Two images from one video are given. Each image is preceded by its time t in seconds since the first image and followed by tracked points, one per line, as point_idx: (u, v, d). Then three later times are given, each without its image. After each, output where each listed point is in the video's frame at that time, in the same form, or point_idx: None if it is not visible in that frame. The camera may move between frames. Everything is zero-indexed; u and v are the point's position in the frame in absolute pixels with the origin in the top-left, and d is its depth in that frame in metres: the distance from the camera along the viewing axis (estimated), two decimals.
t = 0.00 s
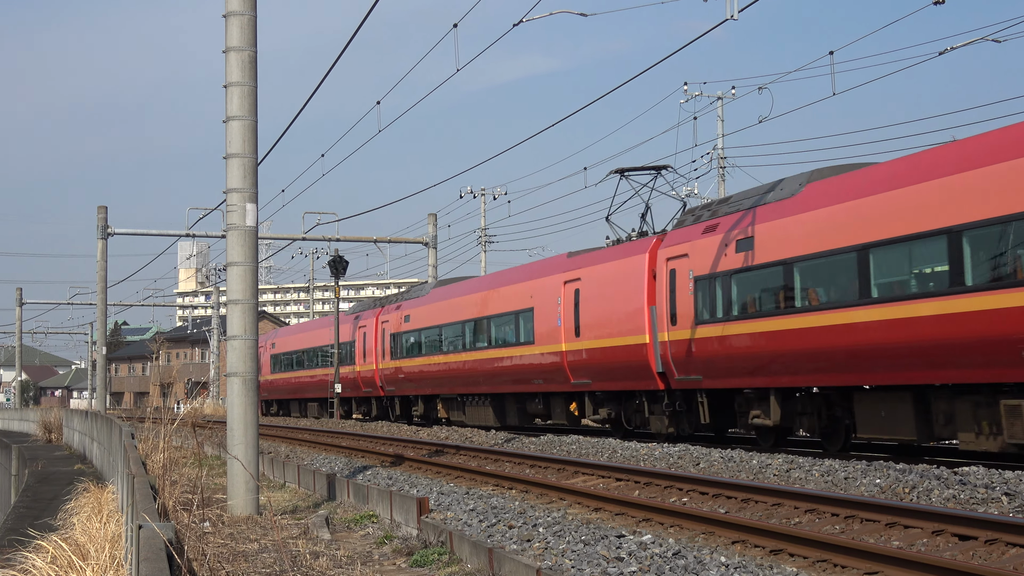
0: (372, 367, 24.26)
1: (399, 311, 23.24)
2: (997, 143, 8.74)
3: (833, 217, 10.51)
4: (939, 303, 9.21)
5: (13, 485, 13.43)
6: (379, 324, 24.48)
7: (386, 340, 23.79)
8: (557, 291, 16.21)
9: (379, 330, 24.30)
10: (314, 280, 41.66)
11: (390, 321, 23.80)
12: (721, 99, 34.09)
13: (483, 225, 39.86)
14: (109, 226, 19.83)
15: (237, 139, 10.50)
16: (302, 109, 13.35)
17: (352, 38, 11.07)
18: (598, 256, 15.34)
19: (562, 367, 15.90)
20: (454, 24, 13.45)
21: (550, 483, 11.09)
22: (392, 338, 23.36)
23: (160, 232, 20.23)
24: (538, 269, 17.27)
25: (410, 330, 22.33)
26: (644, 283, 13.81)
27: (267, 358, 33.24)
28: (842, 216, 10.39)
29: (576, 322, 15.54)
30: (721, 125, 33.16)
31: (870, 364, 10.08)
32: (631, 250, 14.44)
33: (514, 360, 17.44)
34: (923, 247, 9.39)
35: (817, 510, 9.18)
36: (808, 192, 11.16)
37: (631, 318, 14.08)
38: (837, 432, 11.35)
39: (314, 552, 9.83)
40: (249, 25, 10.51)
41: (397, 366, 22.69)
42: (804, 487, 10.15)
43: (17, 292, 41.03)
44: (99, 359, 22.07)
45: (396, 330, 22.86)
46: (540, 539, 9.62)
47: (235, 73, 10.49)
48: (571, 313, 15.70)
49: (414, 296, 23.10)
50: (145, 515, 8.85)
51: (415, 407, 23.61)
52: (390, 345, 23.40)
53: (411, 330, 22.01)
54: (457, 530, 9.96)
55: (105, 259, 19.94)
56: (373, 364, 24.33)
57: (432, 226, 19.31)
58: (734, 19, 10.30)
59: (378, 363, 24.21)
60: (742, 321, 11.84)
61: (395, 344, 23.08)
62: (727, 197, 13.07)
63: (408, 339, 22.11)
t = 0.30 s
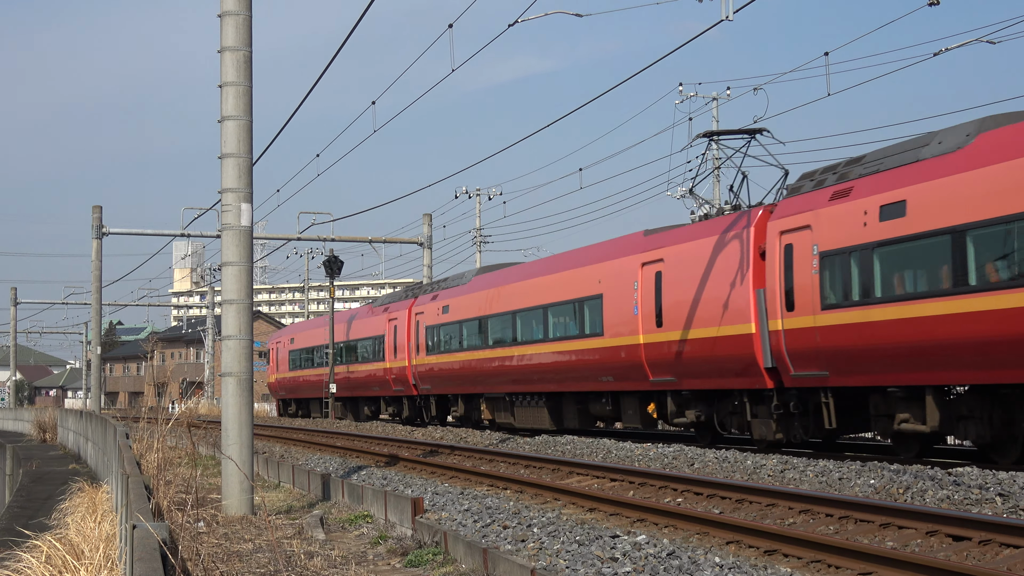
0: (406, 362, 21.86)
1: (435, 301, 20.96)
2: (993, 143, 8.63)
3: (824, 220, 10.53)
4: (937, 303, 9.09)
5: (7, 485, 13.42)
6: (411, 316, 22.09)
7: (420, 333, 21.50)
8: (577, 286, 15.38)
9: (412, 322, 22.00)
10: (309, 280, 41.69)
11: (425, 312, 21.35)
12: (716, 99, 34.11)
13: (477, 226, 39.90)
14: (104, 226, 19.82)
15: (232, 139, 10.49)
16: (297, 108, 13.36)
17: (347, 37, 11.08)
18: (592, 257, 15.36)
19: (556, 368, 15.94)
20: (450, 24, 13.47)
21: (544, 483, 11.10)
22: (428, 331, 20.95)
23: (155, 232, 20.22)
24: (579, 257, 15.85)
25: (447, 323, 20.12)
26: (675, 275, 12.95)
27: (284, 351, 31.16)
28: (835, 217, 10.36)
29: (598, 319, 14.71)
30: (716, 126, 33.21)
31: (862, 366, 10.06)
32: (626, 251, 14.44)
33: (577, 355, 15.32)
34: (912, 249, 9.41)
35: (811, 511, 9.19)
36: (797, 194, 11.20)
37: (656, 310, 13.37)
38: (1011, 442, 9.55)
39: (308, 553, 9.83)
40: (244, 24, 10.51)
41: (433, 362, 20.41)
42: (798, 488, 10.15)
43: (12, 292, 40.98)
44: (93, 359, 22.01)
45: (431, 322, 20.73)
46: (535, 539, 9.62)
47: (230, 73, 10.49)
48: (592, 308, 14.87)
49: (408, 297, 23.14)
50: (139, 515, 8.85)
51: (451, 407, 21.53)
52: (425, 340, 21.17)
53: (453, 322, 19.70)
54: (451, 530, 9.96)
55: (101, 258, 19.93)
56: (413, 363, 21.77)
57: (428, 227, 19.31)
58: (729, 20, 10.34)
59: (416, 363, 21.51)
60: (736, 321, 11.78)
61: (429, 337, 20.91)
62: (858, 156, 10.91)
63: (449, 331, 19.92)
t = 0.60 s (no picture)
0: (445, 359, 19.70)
1: (478, 290, 18.85)
2: (998, 146, 8.72)
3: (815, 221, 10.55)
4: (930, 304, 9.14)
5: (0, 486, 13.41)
6: (450, 307, 20.00)
7: (462, 327, 19.37)
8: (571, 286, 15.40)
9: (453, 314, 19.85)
10: (303, 281, 41.65)
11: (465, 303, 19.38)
12: (710, 99, 34.03)
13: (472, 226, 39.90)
14: (98, 226, 19.79)
15: (227, 139, 10.49)
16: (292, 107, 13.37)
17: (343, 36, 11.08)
18: (586, 257, 15.38)
19: (549, 368, 15.97)
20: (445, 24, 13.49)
21: (539, 484, 11.10)
22: (471, 323, 18.79)
23: (149, 232, 20.20)
24: (573, 258, 15.86)
25: (494, 315, 17.96)
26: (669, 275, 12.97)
27: (303, 350, 29.72)
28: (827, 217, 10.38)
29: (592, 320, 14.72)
30: (711, 126, 33.20)
31: (852, 366, 10.07)
32: (619, 251, 14.45)
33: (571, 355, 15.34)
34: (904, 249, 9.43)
35: (805, 511, 9.19)
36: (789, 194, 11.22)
37: (650, 310, 13.38)
38: None
39: (303, 553, 9.82)
40: (238, 24, 10.50)
41: (478, 358, 18.29)
42: (791, 488, 10.16)
43: (6, 292, 40.92)
44: (88, 359, 21.94)
45: (475, 314, 18.58)
46: (529, 540, 9.61)
47: (225, 72, 10.48)
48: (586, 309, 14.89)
49: (402, 297, 23.15)
50: (133, 515, 8.83)
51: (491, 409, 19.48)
52: (466, 334, 19.07)
53: (502, 313, 17.51)
54: (445, 530, 9.95)
55: (95, 258, 19.90)
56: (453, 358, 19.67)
57: (423, 227, 19.31)
58: (724, 20, 10.36)
59: (456, 359, 19.40)
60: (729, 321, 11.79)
61: (470, 330, 18.87)
62: None
63: (498, 323, 17.67)
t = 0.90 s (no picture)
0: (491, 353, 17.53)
1: (534, 275, 16.56)
2: (992, 146, 8.72)
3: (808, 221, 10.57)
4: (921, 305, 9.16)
5: None
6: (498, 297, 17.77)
7: (513, 318, 17.03)
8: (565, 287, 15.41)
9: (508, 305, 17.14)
10: (298, 281, 41.65)
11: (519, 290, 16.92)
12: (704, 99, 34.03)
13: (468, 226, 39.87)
14: (92, 226, 19.77)
15: (221, 139, 10.48)
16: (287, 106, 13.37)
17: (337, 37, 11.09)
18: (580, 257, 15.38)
19: (543, 368, 15.99)
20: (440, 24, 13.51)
21: (533, 484, 11.10)
22: (525, 313, 16.50)
23: (143, 232, 20.19)
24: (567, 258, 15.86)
25: (554, 303, 15.70)
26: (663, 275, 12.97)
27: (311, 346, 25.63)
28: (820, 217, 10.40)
29: (586, 320, 14.73)
30: (705, 126, 33.23)
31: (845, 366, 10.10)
32: (614, 251, 14.45)
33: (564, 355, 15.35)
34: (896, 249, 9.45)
35: (799, 511, 9.19)
36: (783, 194, 11.23)
37: (644, 310, 13.39)
38: None
39: (297, 553, 9.82)
40: (233, 24, 10.50)
41: (512, 354, 16.90)
42: (786, 488, 10.17)
43: None
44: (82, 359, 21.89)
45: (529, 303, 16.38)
46: (523, 540, 9.61)
47: (219, 73, 10.47)
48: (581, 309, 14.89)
49: (396, 296, 23.18)
50: (127, 516, 8.83)
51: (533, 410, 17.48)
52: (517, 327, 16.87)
53: (564, 302, 15.30)
54: (439, 531, 9.94)
55: (89, 258, 19.88)
56: (505, 352, 17.30)
57: (417, 227, 19.31)
58: (718, 20, 10.36)
59: (506, 354, 17.18)
60: (723, 321, 11.79)
61: (526, 322, 16.41)
62: None
63: (556, 312, 15.51)
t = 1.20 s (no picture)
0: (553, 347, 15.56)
1: (604, 258, 14.62)
2: (983, 147, 8.75)
3: (804, 222, 10.61)
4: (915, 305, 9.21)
5: None
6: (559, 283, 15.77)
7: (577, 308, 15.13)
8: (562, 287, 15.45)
9: (572, 293, 15.22)
10: (292, 282, 41.60)
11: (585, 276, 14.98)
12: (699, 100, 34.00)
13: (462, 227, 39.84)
14: (87, 227, 19.74)
15: (215, 140, 10.47)
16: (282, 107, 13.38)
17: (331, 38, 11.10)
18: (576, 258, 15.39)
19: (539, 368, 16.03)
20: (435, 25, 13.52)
21: (528, 485, 11.10)
22: (594, 302, 14.54)
23: (138, 233, 20.17)
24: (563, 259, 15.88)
25: (630, 289, 13.72)
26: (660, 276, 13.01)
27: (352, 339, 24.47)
28: (815, 218, 10.45)
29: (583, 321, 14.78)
30: (699, 128, 33.25)
31: (840, 366, 10.16)
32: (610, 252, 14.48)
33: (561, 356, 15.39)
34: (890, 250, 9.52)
35: (794, 512, 9.19)
36: (778, 196, 11.26)
37: (641, 311, 13.41)
38: None
39: (292, 554, 9.81)
40: (227, 25, 10.50)
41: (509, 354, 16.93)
42: (780, 489, 10.18)
43: None
44: (76, 360, 21.86)
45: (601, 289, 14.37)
46: (518, 541, 9.60)
47: (213, 74, 10.47)
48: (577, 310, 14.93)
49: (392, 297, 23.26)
50: (121, 517, 8.81)
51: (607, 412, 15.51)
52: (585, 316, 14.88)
53: (646, 286, 13.27)
54: (434, 532, 9.93)
55: (83, 259, 19.84)
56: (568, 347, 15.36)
57: (412, 229, 19.33)
58: (713, 21, 10.38)
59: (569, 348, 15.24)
60: (719, 322, 11.84)
61: (597, 311, 14.44)
62: None
63: (636, 300, 13.50)
